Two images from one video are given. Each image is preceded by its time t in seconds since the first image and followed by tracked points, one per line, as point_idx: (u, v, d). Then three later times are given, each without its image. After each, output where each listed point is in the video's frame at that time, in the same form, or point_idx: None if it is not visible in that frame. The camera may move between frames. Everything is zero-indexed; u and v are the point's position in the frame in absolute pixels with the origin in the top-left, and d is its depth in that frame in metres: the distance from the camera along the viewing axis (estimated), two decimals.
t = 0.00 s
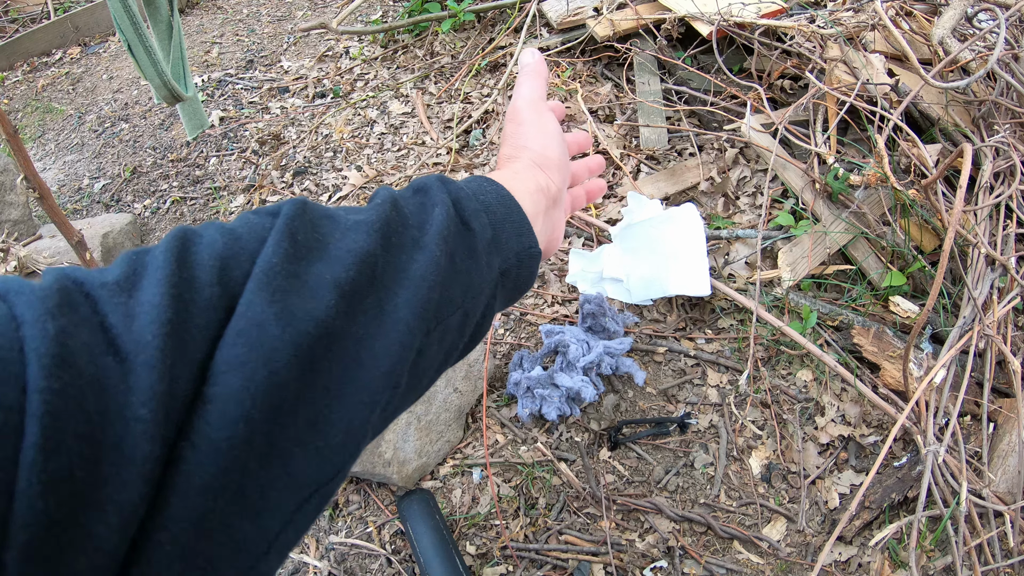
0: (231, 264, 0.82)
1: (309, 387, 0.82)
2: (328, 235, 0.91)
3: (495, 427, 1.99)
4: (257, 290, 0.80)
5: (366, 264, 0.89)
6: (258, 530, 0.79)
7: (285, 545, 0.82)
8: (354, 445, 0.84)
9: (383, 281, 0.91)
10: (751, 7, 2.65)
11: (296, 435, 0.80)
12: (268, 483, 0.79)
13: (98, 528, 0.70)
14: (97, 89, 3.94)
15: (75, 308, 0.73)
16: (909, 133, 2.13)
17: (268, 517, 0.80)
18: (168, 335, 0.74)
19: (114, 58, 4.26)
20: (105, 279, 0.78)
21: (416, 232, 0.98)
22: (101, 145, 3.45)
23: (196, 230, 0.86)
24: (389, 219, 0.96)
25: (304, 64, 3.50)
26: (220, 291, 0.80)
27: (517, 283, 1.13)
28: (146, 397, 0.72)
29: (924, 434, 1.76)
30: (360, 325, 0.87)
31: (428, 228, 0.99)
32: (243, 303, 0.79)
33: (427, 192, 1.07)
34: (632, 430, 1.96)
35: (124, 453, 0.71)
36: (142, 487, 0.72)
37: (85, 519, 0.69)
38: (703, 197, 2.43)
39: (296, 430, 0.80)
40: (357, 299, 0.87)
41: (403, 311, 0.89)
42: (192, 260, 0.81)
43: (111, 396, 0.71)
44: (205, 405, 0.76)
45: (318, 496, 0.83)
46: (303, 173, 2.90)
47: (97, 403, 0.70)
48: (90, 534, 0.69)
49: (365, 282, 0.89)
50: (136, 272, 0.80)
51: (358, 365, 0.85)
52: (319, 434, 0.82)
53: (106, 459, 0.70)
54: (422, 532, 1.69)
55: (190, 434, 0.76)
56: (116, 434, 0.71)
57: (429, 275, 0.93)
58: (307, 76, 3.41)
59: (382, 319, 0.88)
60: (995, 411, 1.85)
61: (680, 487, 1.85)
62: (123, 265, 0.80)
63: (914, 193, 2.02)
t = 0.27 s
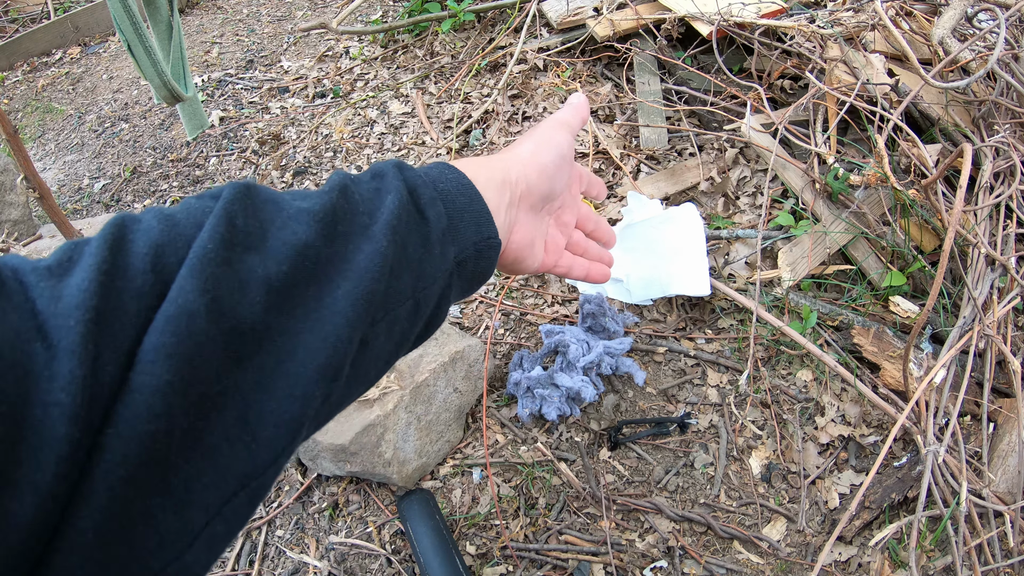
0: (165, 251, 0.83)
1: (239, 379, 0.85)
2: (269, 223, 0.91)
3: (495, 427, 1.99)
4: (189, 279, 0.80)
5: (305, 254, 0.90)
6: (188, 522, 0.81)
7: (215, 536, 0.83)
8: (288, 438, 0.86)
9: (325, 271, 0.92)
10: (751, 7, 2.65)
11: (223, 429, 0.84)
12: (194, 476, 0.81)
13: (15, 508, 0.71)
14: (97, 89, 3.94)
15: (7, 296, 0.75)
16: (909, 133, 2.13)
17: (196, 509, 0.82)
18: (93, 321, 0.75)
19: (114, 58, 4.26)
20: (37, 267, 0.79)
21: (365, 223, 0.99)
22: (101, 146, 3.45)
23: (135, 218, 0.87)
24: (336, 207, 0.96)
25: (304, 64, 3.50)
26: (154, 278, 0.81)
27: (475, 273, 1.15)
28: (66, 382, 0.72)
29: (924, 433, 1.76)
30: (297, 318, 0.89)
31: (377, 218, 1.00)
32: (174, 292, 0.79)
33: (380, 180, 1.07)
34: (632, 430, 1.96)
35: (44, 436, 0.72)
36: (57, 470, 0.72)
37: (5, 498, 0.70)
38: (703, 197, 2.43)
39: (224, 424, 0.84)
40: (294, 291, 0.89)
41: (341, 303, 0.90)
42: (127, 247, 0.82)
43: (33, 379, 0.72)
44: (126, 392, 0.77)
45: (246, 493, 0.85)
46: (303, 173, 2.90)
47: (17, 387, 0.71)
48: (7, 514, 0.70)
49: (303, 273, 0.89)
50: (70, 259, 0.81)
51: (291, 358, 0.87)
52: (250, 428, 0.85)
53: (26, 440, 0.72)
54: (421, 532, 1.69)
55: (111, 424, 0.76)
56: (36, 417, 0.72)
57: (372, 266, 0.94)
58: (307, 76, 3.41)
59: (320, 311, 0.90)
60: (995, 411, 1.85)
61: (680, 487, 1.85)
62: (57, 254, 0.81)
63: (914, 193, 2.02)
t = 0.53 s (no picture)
0: (138, 242, 0.81)
1: (213, 354, 0.80)
2: (239, 203, 0.89)
3: (495, 427, 1.99)
4: (154, 259, 0.78)
5: (276, 223, 0.85)
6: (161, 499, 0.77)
7: (192, 510, 0.79)
8: (265, 406, 0.81)
9: (299, 238, 0.87)
10: (751, 7, 2.65)
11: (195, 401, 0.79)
12: (163, 450, 0.77)
13: None
14: (97, 89, 3.94)
15: None
16: (909, 133, 2.13)
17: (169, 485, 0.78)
18: (74, 316, 0.73)
19: (114, 58, 4.26)
20: (20, 271, 0.78)
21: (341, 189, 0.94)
22: (101, 145, 3.45)
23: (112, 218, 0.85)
24: (309, 175, 0.92)
25: (304, 64, 3.50)
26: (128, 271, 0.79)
27: (470, 232, 1.07)
28: (48, 373, 0.71)
29: (924, 433, 1.76)
30: (271, 285, 0.84)
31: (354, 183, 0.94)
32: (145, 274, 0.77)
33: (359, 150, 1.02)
34: (632, 430, 1.96)
35: (21, 432, 0.70)
36: (38, 466, 0.70)
37: None
38: (703, 197, 2.43)
39: (195, 397, 0.79)
40: (268, 259, 0.84)
41: (318, 267, 0.85)
42: (100, 243, 0.80)
43: (16, 376, 0.71)
44: (98, 375, 0.74)
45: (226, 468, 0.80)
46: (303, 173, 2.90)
47: None
48: None
49: (276, 241, 0.85)
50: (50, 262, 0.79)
51: (266, 327, 0.82)
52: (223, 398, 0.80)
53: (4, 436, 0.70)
54: (421, 532, 1.69)
55: (83, 408, 0.73)
56: (17, 413, 0.70)
57: (349, 227, 0.88)
58: (307, 76, 3.41)
59: (296, 275, 0.85)
60: (995, 411, 1.85)
61: (680, 487, 1.85)
62: (37, 261, 0.79)
63: (915, 193, 2.02)
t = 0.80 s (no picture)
0: (117, 241, 0.82)
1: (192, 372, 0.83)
2: (227, 209, 0.88)
3: (495, 427, 1.99)
4: (140, 271, 0.79)
5: (262, 245, 0.87)
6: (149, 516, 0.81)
7: (175, 531, 0.83)
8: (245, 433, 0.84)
9: (285, 261, 0.88)
10: (751, 8, 2.65)
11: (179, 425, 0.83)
12: (146, 469, 0.81)
13: None
14: (97, 89, 3.94)
15: None
16: (909, 133, 2.13)
17: (156, 504, 0.82)
18: (42, 314, 0.76)
19: (114, 58, 4.26)
20: None
21: (332, 207, 0.93)
22: (101, 145, 3.45)
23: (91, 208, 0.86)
24: (301, 191, 0.92)
25: (304, 64, 3.50)
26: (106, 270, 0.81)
27: (443, 258, 1.12)
28: (17, 371, 0.74)
29: (924, 433, 1.76)
30: (256, 309, 0.86)
31: (346, 202, 0.94)
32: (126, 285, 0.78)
33: (354, 156, 1.01)
34: (632, 430, 1.96)
35: None
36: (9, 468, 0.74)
37: None
38: (703, 197, 2.43)
39: (182, 418, 0.82)
40: (252, 282, 0.86)
41: (304, 297, 0.86)
42: (81, 239, 0.82)
43: None
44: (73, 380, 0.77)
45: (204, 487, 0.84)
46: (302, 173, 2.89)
47: None
48: None
49: (261, 263, 0.86)
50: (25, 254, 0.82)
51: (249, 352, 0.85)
52: (208, 423, 0.83)
53: None
54: (421, 532, 1.69)
55: (58, 413, 0.77)
56: None
57: (339, 256, 0.89)
58: (307, 76, 3.41)
59: (282, 302, 0.86)
60: (995, 411, 1.85)
61: (680, 487, 1.85)
62: (14, 247, 0.84)
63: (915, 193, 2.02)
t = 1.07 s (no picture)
0: (73, 245, 0.79)
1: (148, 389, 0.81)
2: (192, 212, 0.84)
3: (495, 427, 1.99)
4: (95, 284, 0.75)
5: (226, 253, 0.83)
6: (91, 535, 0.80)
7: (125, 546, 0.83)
8: (199, 451, 0.84)
9: (253, 268, 0.84)
10: (751, 7, 2.65)
11: (132, 443, 0.81)
12: (95, 484, 0.80)
13: None
14: (97, 89, 3.94)
15: None
16: (909, 133, 2.13)
17: (101, 520, 0.81)
18: None
19: (114, 58, 4.26)
20: None
21: (306, 210, 0.88)
22: (101, 146, 3.45)
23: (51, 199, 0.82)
24: (273, 189, 0.87)
25: (304, 64, 3.50)
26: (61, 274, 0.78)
27: (426, 251, 1.06)
28: None
29: (924, 434, 1.76)
30: (217, 323, 0.83)
31: (321, 204, 0.89)
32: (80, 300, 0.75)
33: (335, 148, 0.97)
34: (632, 430, 1.96)
35: None
36: None
37: None
38: (703, 197, 2.43)
39: (129, 437, 0.80)
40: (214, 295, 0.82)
41: (267, 313, 0.84)
42: (37, 241, 0.79)
43: None
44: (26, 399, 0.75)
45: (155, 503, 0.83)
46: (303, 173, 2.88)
47: None
48: None
49: (225, 274, 0.83)
50: None
51: (209, 370, 0.83)
52: (157, 440, 0.82)
53: None
54: (422, 532, 1.69)
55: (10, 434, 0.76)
56: None
57: (310, 264, 0.85)
58: (307, 76, 3.41)
59: (246, 314, 0.83)
60: (994, 411, 1.85)
61: (680, 487, 1.85)
62: None
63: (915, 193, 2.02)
